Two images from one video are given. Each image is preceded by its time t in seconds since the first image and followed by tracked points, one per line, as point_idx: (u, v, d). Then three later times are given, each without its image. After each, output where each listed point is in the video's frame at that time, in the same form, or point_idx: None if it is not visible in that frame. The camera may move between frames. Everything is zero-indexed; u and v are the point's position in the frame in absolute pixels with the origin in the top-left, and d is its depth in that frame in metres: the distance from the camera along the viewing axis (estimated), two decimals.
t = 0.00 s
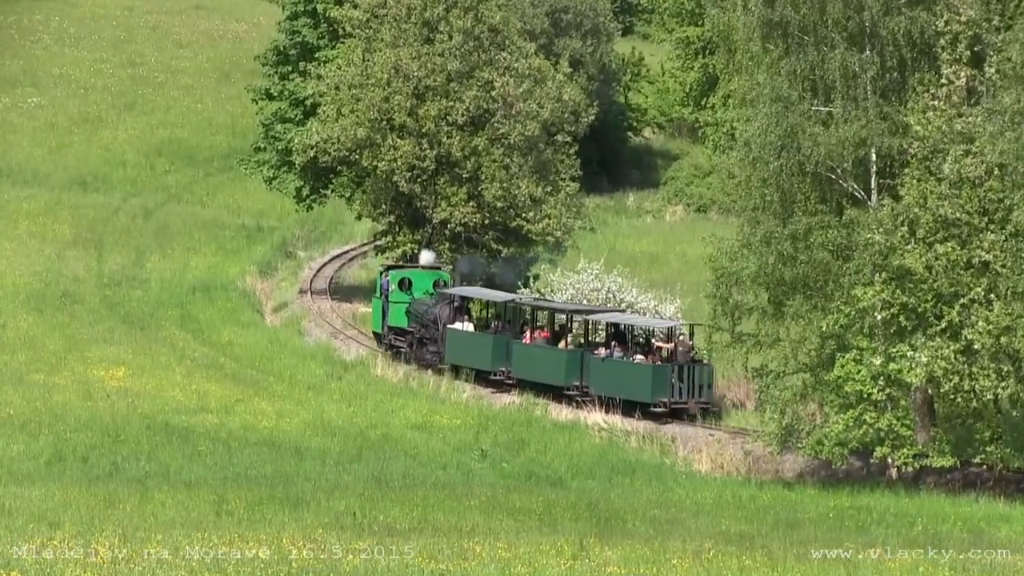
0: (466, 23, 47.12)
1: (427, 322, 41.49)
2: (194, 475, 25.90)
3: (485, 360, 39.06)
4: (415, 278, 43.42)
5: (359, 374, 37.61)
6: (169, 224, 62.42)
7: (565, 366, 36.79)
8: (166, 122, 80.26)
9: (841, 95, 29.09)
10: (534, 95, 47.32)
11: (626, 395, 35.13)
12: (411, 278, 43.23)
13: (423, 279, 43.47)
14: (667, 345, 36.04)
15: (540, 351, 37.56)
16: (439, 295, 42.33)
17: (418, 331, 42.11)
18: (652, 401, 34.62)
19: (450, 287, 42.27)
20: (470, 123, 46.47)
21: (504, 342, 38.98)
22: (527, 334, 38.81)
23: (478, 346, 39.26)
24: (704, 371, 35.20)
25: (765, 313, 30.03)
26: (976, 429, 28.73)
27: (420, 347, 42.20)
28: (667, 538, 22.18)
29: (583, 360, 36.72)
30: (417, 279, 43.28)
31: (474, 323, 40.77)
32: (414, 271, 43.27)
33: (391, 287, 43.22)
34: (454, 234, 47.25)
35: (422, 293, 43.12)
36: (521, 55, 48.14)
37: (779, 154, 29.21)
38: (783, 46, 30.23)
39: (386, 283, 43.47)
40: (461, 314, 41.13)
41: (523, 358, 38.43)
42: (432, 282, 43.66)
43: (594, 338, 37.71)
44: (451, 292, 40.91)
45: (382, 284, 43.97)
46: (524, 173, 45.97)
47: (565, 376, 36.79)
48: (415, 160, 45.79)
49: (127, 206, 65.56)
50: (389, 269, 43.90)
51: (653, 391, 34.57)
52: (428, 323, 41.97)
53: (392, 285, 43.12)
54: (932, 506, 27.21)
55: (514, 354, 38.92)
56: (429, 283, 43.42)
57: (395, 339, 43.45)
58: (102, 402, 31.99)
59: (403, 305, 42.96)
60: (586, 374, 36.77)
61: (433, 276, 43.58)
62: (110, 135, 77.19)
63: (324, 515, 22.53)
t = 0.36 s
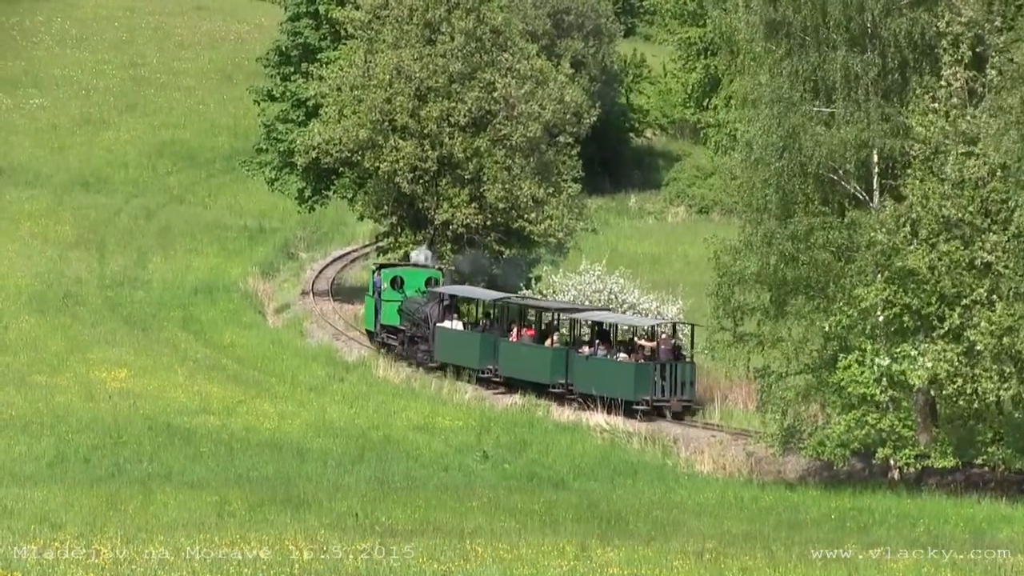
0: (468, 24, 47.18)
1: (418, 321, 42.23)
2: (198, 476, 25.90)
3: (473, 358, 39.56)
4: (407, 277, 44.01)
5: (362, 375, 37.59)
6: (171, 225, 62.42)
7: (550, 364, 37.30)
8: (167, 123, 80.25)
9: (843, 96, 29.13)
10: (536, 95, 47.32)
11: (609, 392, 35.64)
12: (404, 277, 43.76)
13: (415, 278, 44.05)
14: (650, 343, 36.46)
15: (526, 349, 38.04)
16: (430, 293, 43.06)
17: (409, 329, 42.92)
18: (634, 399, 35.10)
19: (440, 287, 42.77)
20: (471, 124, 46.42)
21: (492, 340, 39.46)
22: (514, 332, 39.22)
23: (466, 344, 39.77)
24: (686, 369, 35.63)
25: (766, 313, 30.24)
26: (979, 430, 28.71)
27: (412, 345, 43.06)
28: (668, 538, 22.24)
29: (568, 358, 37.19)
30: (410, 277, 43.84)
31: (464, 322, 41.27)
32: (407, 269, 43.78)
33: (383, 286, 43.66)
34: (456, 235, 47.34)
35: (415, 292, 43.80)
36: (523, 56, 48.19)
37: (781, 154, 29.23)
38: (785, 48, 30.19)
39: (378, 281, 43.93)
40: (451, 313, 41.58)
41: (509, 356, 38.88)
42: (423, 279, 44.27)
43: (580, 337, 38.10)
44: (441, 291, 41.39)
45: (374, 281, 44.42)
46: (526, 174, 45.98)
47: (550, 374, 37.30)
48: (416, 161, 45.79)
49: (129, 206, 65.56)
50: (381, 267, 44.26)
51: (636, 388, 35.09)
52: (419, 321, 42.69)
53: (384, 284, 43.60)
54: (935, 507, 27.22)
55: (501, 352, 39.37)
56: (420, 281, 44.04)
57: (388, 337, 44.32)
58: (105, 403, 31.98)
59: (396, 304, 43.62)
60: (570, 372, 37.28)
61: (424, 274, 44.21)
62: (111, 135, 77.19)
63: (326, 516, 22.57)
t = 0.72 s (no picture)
0: (469, 25, 47.17)
1: (408, 317, 42.80)
2: (197, 477, 25.88)
3: (459, 355, 40.08)
4: (398, 275, 44.76)
5: (363, 376, 37.55)
6: (171, 225, 62.41)
7: (534, 360, 37.93)
8: (168, 123, 80.23)
9: (842, 96, 29.18)
10: (536, 95, 47.32)
11: (591, 388, 36.16)
12: (394, 274, 44.57)
13: (406, 276, 44.78)
14: (632, 340, 36.78)
15: (511, 346, 38.60)
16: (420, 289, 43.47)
17: (399, 327, 43.52)
18: (615, 395, 35.61)
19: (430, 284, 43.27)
20: (471, 124, 46.47)
21: (477, 337, 39.94)
22: (500, 329, 39.62)
23: (452, 341, 40.28)
24: (668, 366, 36.02)
25: (767, 312, 30.06)
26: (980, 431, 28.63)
27: (402, 342, 43.66)
28: (668, 538, 22.24)
29: (551, 356, 37.76)
30: (400, 275, 44.61)
31: (451, 319, 41.68)
32: (397, 267, 44.61)
33: (374, 283, 44.58)
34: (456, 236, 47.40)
35: (405, 288, 44.41)
36: (523, 56, 48.24)
37: (781, 155, 29.27)
38: (784, 47, 30.20)
39: (370, 279, 44.86)
40: (439, 310, 42.09)
41: (495, 353, 39.38)
42: (414, 278, 44.98)
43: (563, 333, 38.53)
44: (429, 288, 41.93)
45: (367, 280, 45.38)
46: (526, 174, 46.02)
47: (535, 370, 37.95)
48: (416, 161, 45.77)
49: (129, 207, 65.54)
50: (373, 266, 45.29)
51: (617, 384, 35.57)
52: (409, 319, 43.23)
53: (375, 281, 44.52)
54: (935, 507, 27.21)
55: (487, 349, 39.82)
56: (411, 279, 44.73)
57: (379, 334, 44.90)
58: (104, 404, 31.95)
59: (387, 300, 44.33)
60: (554, 369, 37.86)
61: (415, 272, 44.83)
62: (112, 136, 77.17)
63: (326, 516, 22.55)
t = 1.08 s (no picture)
0: (469, 25, 47.15)
1: (398, 316, 43.37)
2: (198, 477, 25.92)
3: (446, 354, 40.39)
4: (391, 273, 45.14)
5: (363, 376, 37.58)
6: (172, 226, 62.46)
7: (518, 359, 38.20)
8: (168, 124, 80.28)
9: (843, 97, 29.17)
10: (537, 97, 47.46)
11: (574, 386, 36.51)
12: (387, 273, 44.95)
13: (399, 274, 45.14)
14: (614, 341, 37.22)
15: (497, 344, 38.90)
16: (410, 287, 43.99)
17: (390, 325, 44.04)
18: (598, 393, 35.96)
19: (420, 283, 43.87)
20: (471, 125, 46.47)
21: (464, 336, 40.24)
22: (486, 328, 40.06)
23: (439, 339, 40.66)
24: (650, 365, 36.31)
25: (767, 310, 30.01)
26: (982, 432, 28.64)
27: (393, 340, 44.12)
28: (668, 538, 22.30)
29: (536, 354, 38.16)
30: (393, 274, 44.99)
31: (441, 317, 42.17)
32: (389, 265, 45.01)
33: (367, 282, 45.05)
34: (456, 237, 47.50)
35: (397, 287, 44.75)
36: (524, 58, 48.36)
37: (782, 155, 29.26)
38: (784, 49, 30.24)
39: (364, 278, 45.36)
40: (428, 309, 42.53)
41: (481, 352, 39.72)
42: (408, 276, 45.34)
43: (548, 333, 38.97)
44: (419, 287, 42.36)
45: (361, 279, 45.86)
46: (527, 176, 46.07)
47: (519, 369, 38.21)
48: (417, 162, 45.67)
49: (130, 207, 65.59)
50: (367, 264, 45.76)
51: (600, 382, 35.87)
52: (400, 317, 43.75)
53: (368, 280, 44.98)
54: (935, 507, 27.22)
55: (473, 348, 40.13)
56: (404, 277, 45.10)
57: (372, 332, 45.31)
58: (105, 404, 32.00)
59: (379, 299, 44.78)
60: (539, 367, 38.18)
61: (408, 270, 45.21)
62: (112, 137, 77.22)
63: (327, 517, 22.59)
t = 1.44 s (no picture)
0: (470, 26, 47.14)
1: (390, 313, 43.55)
2: (199, 477, 25.92)
3: (434, 351, 40.56)
4: (382, 270, 45.28)
5: (363, 376, 37.55)
6: (172, 226, 62.48)
7: (504, 356, 38.47)
8: (169, 124, 80.30)
9: (843, 97, 29.14)
10: (537, 97, 47.58)
11: (558, 382, 36.92)
12: (377, 270, 45.12)
13: (389, 271, 45.25)
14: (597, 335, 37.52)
15: (483, 341, 39.15)
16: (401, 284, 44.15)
17: (382, 322, 44.33)
18: (581, 389, 36.36)
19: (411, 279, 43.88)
20: (472, 125, 46.46)
21: (452, 333, 40.29)
22: (474, 324, 40.16)
23: (428, 336, 40.84)
24: (632, 361, 36.78)
25: (767, 308, 29.91)
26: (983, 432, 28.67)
27: (385, 336, 44.49)
28: (669, 539, 22.30)
29: (521, 350, 38.35)
30: (383, 271, 45.13)
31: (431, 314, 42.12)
32: (380, 262, 45.17)
33: (358, 279, 45.24)
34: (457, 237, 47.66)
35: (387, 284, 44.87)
36: (524, 58, 48.46)
37: (783, 156, 29.32)
38: (784, 49, 30.27)
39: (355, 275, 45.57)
40: (418, 305, 42.42)
41: (468, 349, 39.87)
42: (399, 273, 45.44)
43: (534, 329, 39.23)
44: (409, 284, 42.18)
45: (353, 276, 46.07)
46: (528, 176, 46.09)
47: (505, 366, 38.46)
48: (417, 162, 45.61)
49: (130, 207, 65.61)
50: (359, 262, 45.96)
51: (582, 378, 36.31)
52: (391, 313, 44.00)
53: (359, 277, 45.18)
54: (936, 507, 27.22)
55: (461, 345, 40.21)
56: (394, 274, 45.20)
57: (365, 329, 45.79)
58: (105, 404, 32.00)
59: (370, 296, 44.95)
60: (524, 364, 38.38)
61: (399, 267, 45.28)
62: (113, 137, 77.24)
63: (327, 517, 22.58)
